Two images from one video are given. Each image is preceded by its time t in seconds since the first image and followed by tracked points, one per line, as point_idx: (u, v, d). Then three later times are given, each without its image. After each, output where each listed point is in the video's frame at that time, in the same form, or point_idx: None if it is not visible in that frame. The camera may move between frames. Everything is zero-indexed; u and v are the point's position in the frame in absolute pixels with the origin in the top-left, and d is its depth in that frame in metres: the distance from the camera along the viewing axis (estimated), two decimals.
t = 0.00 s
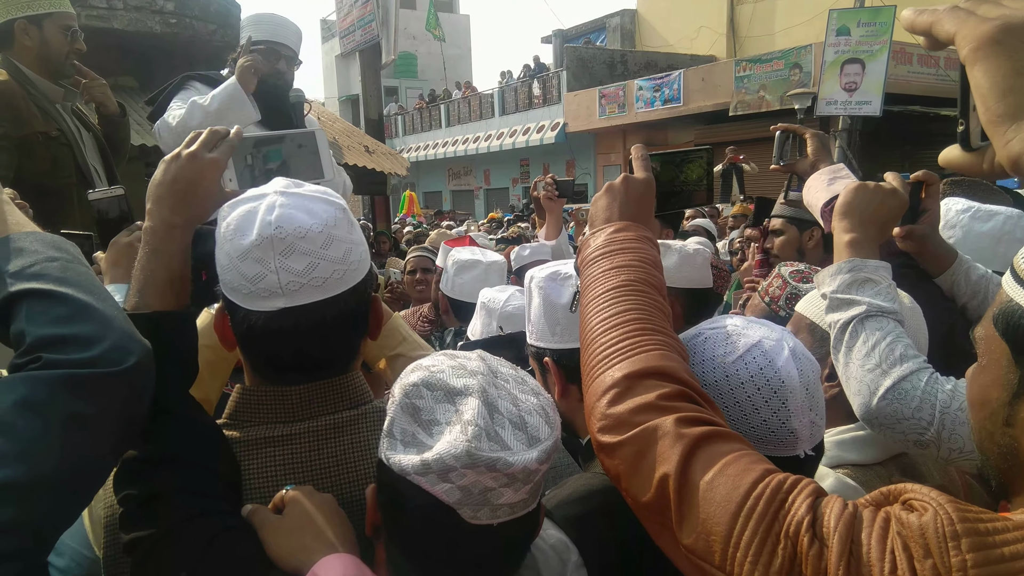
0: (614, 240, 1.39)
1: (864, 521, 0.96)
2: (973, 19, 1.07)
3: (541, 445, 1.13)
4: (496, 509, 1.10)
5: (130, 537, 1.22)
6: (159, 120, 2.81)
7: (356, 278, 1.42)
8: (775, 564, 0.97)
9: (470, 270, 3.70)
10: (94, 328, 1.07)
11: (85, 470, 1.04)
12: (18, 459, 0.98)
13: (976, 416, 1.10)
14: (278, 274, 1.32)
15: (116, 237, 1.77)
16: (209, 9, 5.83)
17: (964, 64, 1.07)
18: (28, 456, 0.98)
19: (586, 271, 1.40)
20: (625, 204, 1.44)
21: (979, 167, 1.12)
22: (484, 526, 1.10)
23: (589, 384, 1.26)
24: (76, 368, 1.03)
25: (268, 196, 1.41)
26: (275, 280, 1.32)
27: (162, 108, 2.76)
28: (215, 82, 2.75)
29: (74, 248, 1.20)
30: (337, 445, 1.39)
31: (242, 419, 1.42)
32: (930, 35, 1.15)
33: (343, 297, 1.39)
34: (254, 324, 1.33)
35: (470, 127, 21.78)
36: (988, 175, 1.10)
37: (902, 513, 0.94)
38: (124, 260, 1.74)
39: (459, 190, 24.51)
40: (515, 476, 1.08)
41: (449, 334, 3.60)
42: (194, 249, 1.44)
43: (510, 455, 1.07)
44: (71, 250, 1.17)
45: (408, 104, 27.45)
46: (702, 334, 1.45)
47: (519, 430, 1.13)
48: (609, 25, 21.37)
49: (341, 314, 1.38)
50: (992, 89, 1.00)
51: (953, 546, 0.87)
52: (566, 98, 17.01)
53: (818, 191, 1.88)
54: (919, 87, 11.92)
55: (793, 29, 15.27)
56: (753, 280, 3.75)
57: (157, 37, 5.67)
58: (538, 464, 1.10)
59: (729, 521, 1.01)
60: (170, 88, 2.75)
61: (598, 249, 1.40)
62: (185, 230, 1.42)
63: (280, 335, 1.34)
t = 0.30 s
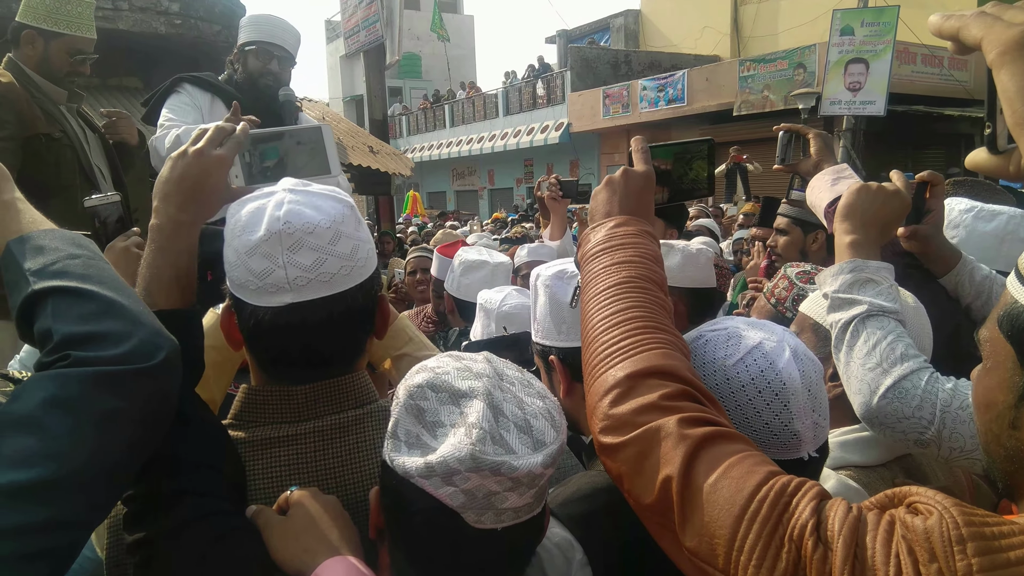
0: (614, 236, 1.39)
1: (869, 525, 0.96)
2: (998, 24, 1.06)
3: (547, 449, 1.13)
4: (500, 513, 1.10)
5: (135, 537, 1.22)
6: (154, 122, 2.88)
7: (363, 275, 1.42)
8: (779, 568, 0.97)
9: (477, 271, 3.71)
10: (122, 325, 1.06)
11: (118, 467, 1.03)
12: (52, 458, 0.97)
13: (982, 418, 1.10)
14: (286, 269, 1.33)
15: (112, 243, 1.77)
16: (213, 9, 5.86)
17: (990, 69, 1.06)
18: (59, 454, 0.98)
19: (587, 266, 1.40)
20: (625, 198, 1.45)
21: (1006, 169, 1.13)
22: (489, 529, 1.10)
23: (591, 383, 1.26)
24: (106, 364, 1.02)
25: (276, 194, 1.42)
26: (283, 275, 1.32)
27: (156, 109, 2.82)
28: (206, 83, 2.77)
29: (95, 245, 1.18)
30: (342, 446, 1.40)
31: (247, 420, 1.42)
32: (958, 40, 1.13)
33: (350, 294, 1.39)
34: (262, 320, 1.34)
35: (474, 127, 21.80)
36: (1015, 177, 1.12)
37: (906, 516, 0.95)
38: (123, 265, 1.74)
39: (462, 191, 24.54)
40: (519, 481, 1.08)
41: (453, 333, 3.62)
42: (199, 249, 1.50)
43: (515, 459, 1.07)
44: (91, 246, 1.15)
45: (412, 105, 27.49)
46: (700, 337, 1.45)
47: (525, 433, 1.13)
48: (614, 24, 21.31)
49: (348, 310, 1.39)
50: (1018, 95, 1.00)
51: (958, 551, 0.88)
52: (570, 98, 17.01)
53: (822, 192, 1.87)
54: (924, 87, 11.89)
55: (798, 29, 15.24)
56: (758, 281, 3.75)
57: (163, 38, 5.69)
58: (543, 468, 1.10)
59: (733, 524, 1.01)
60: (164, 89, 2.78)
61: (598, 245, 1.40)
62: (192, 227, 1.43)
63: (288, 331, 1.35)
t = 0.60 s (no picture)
0: (613, 234, 1.40)
1: (873, 529, 0.97)
2: (1011, 32, 1.07)
3: (552, 452, 1.14)
4: (504, 515, 1.11)
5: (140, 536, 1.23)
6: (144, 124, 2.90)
7: (369, 273, 1.43)
8: (783, 571, 0.98)
9: (480, 271, 3.71)
10: (144, 328, 1.07)
11: (135, 467, 1.04)
12: (77, 460, 0.98)
13: (985, 422, 1.10)
14: (293, 268, 1.34)
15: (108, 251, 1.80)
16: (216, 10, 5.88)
17: (1001, 76, 1.06)
18: (87, 456, 0.99)
19: (587, 264, 1.41)
20: (624, 195, 1.45)
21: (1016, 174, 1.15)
22: (492, 531, 1.11)
23: (592, 384, 1.27)
24: (129, 367, 1.03)
25: (282, 193, 1.44)
26: (289, 274, 1.34)
27: (145, 113, 2.84)
28: (194, 85, 2.77)
29: (114, 248, 1.20)
30: (347, 445, 1.41)
31: (253, 420, 1.44)
32: (969, 48, 1.14)
33: (357, 292, 1.40)
34: (269, 318, 1.35)
35: (477, 127, 21.81)
36: None
37: (911, 520, 0.95)
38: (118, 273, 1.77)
39: (465, 191, 24.56)
40: (524, 483, 1.09)
41: (455, 334, 3.65)
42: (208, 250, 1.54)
43: (519, 462, 1.08)
44: (109, 249, 1.17)
45: (415, 105, 27.53)
46: (700, 340, 1.45)
47: (530, 436, 1.14)
48: (617, 24, 21.29)
49: (354, 308, 1.40)
50: None
51: (963, 556, 0.88)
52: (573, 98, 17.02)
53: (822, 192, 1.87)
54: (927, 87, 11.86)
55: (801, 28, 15.20)
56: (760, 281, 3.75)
57: (167, 38, 5.71)
58: (548, 471, 1.11)
59: (737, 528, 1.02)
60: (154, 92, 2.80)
61: (598, 243, 1.41)
62: (199, 226, 1.43)
63: (294, 329, 1.36)
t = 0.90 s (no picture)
0: (608, 241, 1.42)
1: (875, 533, 0.97)
2: (1007, 40, 1.07)
3: (557, 455, 1.14)
4: (509, 517, 1.12)
5: (147, 535, 1.25)
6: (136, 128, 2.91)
7: (376, 273, 1.44)
8: None
9: (481, 273, 3.73)
10: (144, 330, 1.08)
11: (138, 468, 1.05)
12: (78, 461, 0.99)
13: (993, 423, 1.08)
14: (301, 268, 1.35)
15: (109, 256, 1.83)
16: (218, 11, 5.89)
17: (997, 82, 1.07)
18: (87, 458, 1.00)
19: (581, 271, 1.43)
20: (618, 203, 1.48)
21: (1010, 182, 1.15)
22: (497, 533, 1.12)
23: (590, 392, 1.28)
24: (128, 369, 1.04)
25: (290, 194, 1.45)
26: (298, 273, 1.35)
27: (137, 116, 2.85)
28: (185, 88, 2.77)
29: (115, 249, 1.20)
30: (354, 444, 1.42)
31: (261, 418, 1.45)
32: (965, 55, 1.14)
33: (363, 291, 1.41)
34: (277, 318, 1.36)
35: (479, 128, 21.82)
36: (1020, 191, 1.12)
37: (914, 525, 0.96)
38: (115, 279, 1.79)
39: (467, 191, 24.59)
40: (529, 486, 1.10)
41: (456, 333, 3.67)
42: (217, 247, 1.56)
43: (525, 464, 1.09)
44: (111, 251, 1.17)
45: (417, 105, 27.56)
46: (707, 344, 1.44)
47: (536, 439, 1.14)
48: (619, 25, 21.29)
49: (361, 307, 1.41)
50: None
51: (967, 560, 0.89)
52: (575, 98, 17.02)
53: (821, 193, 1.88)
54: (929, 87, 11.86)
55: (803, 28, 15.17)
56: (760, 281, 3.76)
57: (170, 39, 5.72)
58: (553, 474, 1.12)
59: (738, 535, 1.02)
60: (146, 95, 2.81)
61: (592, 251, 1.43)
62: (206, 227, 1.44)
63: (301, 330, 1.37)
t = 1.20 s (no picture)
0: (604, 243, 1.43)
1: (877, 538, 0.98)
2: (1008, 43, 1.08)
3: (563, 458, 1.15)
4: (513, 520, 1.12)
5: (153, 535, 1.26)
6: (128, 131, 2.91)
7: (379, 274, 1.45)
8: None
9: (480, 273, 3.74)
10: (141, 332, 1.08)
11: (138, 469, 1.06)
12: (75, 462, 1.00)
13: (996, 427, 1.08)
14: (304, 268, 1.36)
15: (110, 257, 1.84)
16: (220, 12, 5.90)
17: (999, 85, 1.07)
18: (82, 458, 1.01)
19: (578, 274, 1.44)
20: (612, 204, 1.50)
21: (1007, 186, 1.17)
22: (501, 535, 1.13)
23: (589, 396, 1.28)
24: (125, 371, 1.05)
25: (295, 194, 1.47)
26: (301, 273, 1.36)
27: (131, 119, 2.85)
28: (180, 90, 2.78)
29: (113, 252, 1.21)
30: (359, 445, 1.43)
31: (266, 419, 1.45)
32: (966, 59, 1.15)
33: (366, 292, 1.42)
34: (280, 317, 1.37)
35: (480, 128, 21.82)
36: (1017, 196, 1.15)
37: (917, 529, 0.96)
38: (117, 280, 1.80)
39: (468, 191, 24.59)
40: (534, 489, 1.10)
41: (456, 334, 3.67)
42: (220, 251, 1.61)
43: (530, 467, 1.10)
44: (108, 255, 1.18)
45: (418, 105, 27.58)
46: (726, 350, 1.42)
47: (540, 442, 1.15)
48: (619, 24, 21.28)
49: (364, 307, 1.42)
50: None
51: (971, 565, 0.89)
52: (576, 99, 17.02)
53: (821, 192, 1.89)
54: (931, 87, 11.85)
55: (804, 28, 15.15)
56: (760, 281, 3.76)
57: (172, 40, 5.73)
58: (559, 477, 1.13)
59: (740, 540, 1.02)
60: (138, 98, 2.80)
61: (588, 253, 1.45)
62: (211, 227, 1.45)
63: (305, 330, 1.38)
